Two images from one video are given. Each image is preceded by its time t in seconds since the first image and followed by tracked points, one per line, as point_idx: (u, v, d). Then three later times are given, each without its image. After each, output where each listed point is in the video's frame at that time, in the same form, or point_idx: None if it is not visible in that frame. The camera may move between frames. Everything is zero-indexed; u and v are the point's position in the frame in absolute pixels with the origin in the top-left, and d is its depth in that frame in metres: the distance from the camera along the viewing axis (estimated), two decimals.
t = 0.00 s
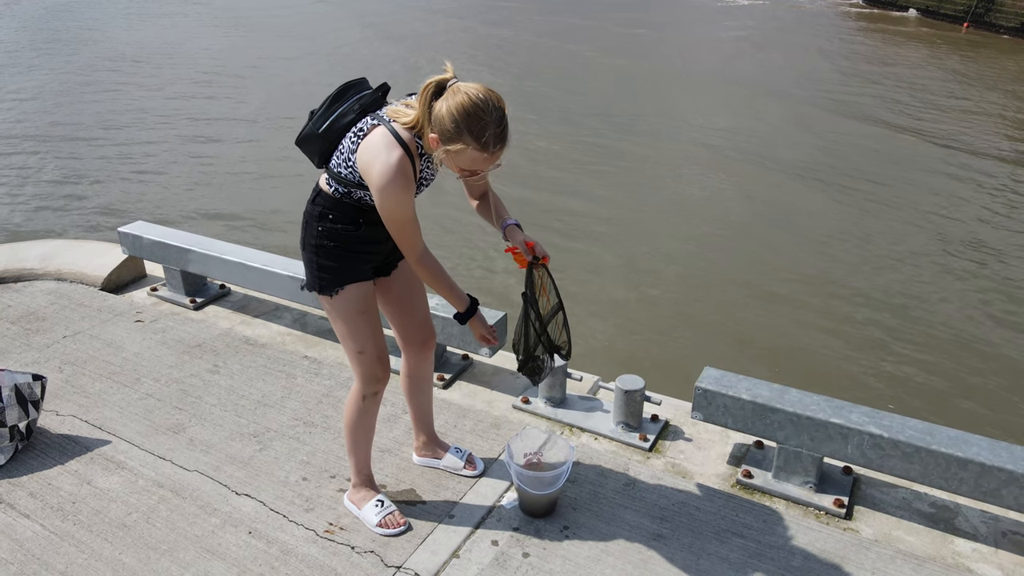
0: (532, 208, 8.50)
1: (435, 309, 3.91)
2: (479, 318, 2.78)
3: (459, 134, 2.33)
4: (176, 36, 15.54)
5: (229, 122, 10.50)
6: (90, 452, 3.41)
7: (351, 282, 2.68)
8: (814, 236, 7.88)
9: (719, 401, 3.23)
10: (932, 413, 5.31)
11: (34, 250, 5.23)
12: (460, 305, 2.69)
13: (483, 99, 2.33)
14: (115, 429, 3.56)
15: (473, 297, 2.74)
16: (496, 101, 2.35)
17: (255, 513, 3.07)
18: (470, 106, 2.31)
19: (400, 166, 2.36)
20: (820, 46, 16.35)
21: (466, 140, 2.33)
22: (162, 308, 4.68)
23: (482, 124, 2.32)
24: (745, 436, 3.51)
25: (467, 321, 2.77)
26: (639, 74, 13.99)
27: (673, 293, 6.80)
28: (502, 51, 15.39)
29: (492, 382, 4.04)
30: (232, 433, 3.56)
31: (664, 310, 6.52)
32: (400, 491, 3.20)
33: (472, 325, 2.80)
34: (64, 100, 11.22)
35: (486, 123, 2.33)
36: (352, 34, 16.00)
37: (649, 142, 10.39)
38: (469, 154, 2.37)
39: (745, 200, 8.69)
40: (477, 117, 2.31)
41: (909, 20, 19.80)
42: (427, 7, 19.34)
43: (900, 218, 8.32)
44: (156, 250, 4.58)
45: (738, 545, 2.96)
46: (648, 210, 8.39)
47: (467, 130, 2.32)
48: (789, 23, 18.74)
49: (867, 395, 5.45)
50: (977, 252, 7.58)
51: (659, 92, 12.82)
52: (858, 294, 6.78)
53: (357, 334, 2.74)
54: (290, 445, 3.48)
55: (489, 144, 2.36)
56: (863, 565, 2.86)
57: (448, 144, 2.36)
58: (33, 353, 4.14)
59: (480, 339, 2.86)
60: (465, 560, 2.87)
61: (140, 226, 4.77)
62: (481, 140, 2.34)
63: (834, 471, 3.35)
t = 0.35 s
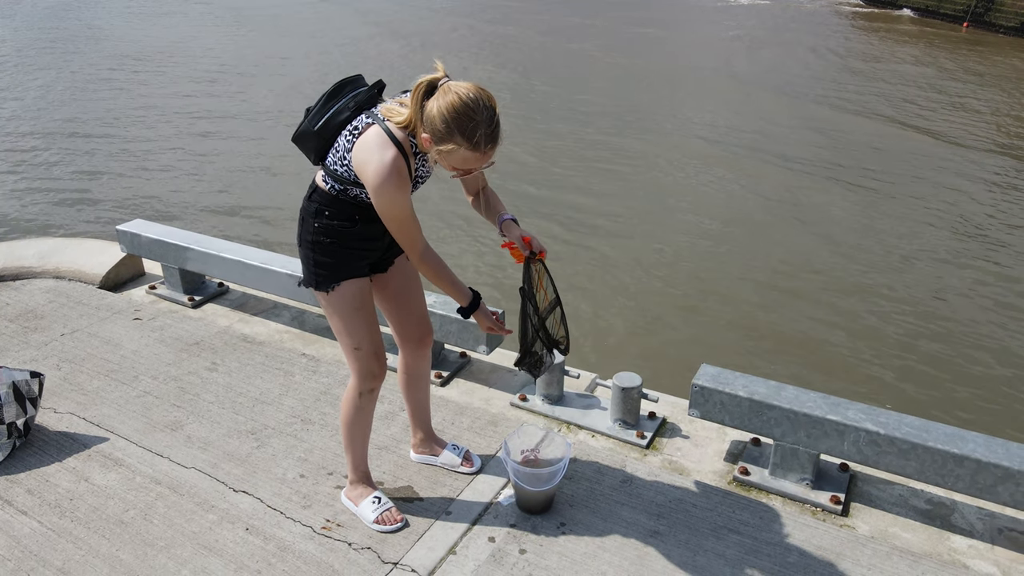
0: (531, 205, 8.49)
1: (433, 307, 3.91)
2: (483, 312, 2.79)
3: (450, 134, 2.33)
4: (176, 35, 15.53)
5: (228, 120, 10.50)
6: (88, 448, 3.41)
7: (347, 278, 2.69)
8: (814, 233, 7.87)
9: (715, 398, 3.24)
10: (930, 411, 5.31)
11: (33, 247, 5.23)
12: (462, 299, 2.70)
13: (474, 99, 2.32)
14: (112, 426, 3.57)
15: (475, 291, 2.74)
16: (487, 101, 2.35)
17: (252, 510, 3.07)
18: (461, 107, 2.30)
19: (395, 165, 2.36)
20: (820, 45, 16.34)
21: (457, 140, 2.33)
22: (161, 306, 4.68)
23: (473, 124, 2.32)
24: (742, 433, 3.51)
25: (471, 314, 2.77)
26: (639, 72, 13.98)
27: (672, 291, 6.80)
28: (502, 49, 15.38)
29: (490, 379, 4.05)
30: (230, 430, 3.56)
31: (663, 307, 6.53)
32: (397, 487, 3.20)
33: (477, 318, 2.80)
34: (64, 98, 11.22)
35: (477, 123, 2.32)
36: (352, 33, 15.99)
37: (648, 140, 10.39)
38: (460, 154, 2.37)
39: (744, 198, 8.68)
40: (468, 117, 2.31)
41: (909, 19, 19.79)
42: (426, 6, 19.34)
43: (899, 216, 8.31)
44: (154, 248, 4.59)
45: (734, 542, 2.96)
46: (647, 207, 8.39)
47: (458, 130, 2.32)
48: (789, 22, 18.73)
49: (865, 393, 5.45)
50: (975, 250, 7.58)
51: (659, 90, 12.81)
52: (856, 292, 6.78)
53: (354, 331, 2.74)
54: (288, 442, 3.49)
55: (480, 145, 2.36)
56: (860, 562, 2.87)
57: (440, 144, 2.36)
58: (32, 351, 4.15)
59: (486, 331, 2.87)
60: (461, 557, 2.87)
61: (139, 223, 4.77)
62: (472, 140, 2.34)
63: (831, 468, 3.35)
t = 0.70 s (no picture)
0: (530, 205, 8.50)
1: (432, 308, 3.92)
2: (492, 293, 2.82)
3: (446, 139, 2.34)
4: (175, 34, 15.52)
5: (228, 120, 10.50)
6: (89, 450, 3.42)
7: (348, 280, 2.70)
8: (813, 233, 7.88)
9: (713, 400, 3.25)
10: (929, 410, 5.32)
11: (33, 249, 5.24)
12: (470, 283, 2.72)
13: (470, 104, 2.33)
14: (113, 427, 3.58)
15: (482, 273, 2.76)
16: (484, 106, 2.36)
17: (252, 511, 3.08)
18: (457, 113, 2.31)
19: (394, 168, 2.38)
20: (819, 44, 16.34)
21: (453, 145, 2.35)
22: (160, 307, 4.69)
23: (469, 129, 2.33)
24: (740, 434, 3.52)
25: (481, 298, 2.80)
26: (638, 71, 13.98)
27: (671, 291, 6.81)
28: (501, 48, 15.38)
29: (489, 380, 4.06)
30: (230, 431, 3.58)
31: (663, 307, 6.54)
32: (397, 488, 3.22)
33: (487, 300, 2.83)
34: (63, 98, 11.22)
35: (472, 129, 2.33)
36: (351, 32, 15.98)
37: (648, 139, 10.38)
38: (456, 159, 2.38)
39: (743, 198, 8.69)
40: (464, 123, 2.32)
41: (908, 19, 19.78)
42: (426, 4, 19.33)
43: (899, 215, 8.32)
44: (154, 249, 4.60)
45: (732, 543, 2.98)
46: (646, 208, 8.40)
47: (453, 136, 2.33)
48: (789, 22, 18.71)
49: (863, 393, 5.46)
50: (974, 250, 7.59)
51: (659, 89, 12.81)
52: (855, 292, 6.79)
53: (353, 332, 2.76)
54: (287, 443, 3.50)
55: (476, 150, 2.37)
56: (857, 563, 2.88)
57: (436, 150, 2.37)
58: (32, 352, 4.16)
59: (499, 311, 2.91)
60: (461, 558, 2.88)
61: (138, 225, 4.78)
62: (467, 146, 2.35)
63: (829, 469, 3.36)
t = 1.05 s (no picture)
0: (530, 204, 8.49)
1: (431, 309, 3.93)
2: (493, 292, 2.79)
3: (444, 142, 2.35)
4: (175, 34, 15.50)
5: (227, 121, 10.51)
6: (88, 451, 3.43)
7: (348, 282, 2.71)
8: (813, 232, 7.88)
9: (712, 401, 3.26)
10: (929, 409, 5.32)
11: (33, 250, 5.25)
12: (472, 282, 2.73)
13: (467, 107, 2.34)
14: (113, 428, 3.59)
15: (483, 271, 2.77)
16: (481, 109, 2.37)
17: (252, 512, 3.09)
18: (454, 116, 2.33)
19: (393, 170, 2.38)
20: (820, 43, 16.33)
21: (451, 148, 2.36)
22: (160, 308, 4.70)
23: (467, 132, 2.34)
24: (738, 435, 3.53)
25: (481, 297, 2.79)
26: (638, 70, 13.97)
27: (670, 290, 6.81)
28: (501, 47, 15.36)
29: (488, 382, 4.07)
30: (229, 432, 3.59)
31: (662, 306, 6.54)
32: (396, 489, 3.23)
33: (486, 300, 2.81)
34: (64, 98, 11.23)
35: (469, 132, 2.34)
36: (351, 32, 15.98)
37: (647, 138, 10.37)
38: (454, 161, 2.39)
39: (743, 196, 8.68)
40: (461, 126, 2.33)
41: (908, 20, 19.77)
42: (426, 4, 19.31)
43: (898, 214, 8.31)
44: (154, 251, 4.60)
45: (730, 544, 2.99)
46: (646, 207, 8.39)
47: (450, 139, 2.34)
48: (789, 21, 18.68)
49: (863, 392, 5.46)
50: (973, 250, 7.59)
51: (658, 88, 12.79)
52: (855, 292, 6.79)
53: (353, 334, 2.77)
54: (287, 444, 3.51)
55: (473, 153, 2.38)
56: (855, 564, 2.89)
57: (434, 152, 2.38)
58: (32, 353, 4.17)
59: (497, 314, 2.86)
60: (460, 559, 2.89)
61: (138, 225, 4.79)
62: (464, 149, 2.36)
63: (827, 470, 3.37)
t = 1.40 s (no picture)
0: (529, 202, 8.48)
1: (431, 310, 3.93)
2: (477, 307, 2.78)
3: (453, 139, 2.35)
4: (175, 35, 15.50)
5: (227, 121, 10.51)
6: (88, 452, 3.44)
7: (345, 283, 2.72)
8: (813, 231, 7.87)
9: (711, 402, 3.26)
10: (930, 408, 5.32)
11: (33, 250, 5.26)
12: (455, 294, 2.71)
13: (477, 105, 2.35)
14: (113, 429, 3.59)
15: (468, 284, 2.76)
16: (489, 108, 2.37)
17: (252, 513, 3.09)
18: (462, 113, 2.33)
19: (392, 166, 2.38)
20: (820, 42, 16.32)
21: (459, 146, 2.36)
22: (161, 309, 4.71)
23: (476, 130, 2.34)
24: (737, 436, 3.54)
25: (463, 307, 2.77)
26: (638, 69, 13.96)
27: (670, 289, 6.80)
28: (501, 46, 15.35)
29: (488, 383, 4.07)
30: (229, 433, 3.59)
31: (662, 305, 6.53)
32: (396, 490, 3.23)
33: (469, 310, 2.78)
34: (63, 97, 11.23)
35: (478, 129, 2.35)
36: (351, 32, 15.96)
37: (647, 137, 10.36)
38: (461, 159, 2.39)
39: (743, 195, 8.68)
40: (470, 124, 2.33)
41: (908, 20, 19.78)
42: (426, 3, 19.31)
43: (898, 213, 8.30)
44: (154, 251, 4.61)
45: (729, 545, 2.99)
46: (645, 205, 8.38)
47: (459, 136, 2.35)
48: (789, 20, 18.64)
49: (862, 392, 5.46)
50: (973, 249, 7.58)
51: (658, 87, 12.79)
52: (854, 290, 6.78)
53: (351, 335, 2.77)
54: (287, 445, 3.51)
55: (482, 150, 2.38)
56: (853, 564, 2.89)
57: (441, 150, 2.38)
58: (32, 354, 4.18)
59: (476, 327, 2.84)
60: (459, 560, 2.90)
61: (138, 226, 4.79)
62: (473, 147, 2.36)
63: (826, 471, 3.38)
